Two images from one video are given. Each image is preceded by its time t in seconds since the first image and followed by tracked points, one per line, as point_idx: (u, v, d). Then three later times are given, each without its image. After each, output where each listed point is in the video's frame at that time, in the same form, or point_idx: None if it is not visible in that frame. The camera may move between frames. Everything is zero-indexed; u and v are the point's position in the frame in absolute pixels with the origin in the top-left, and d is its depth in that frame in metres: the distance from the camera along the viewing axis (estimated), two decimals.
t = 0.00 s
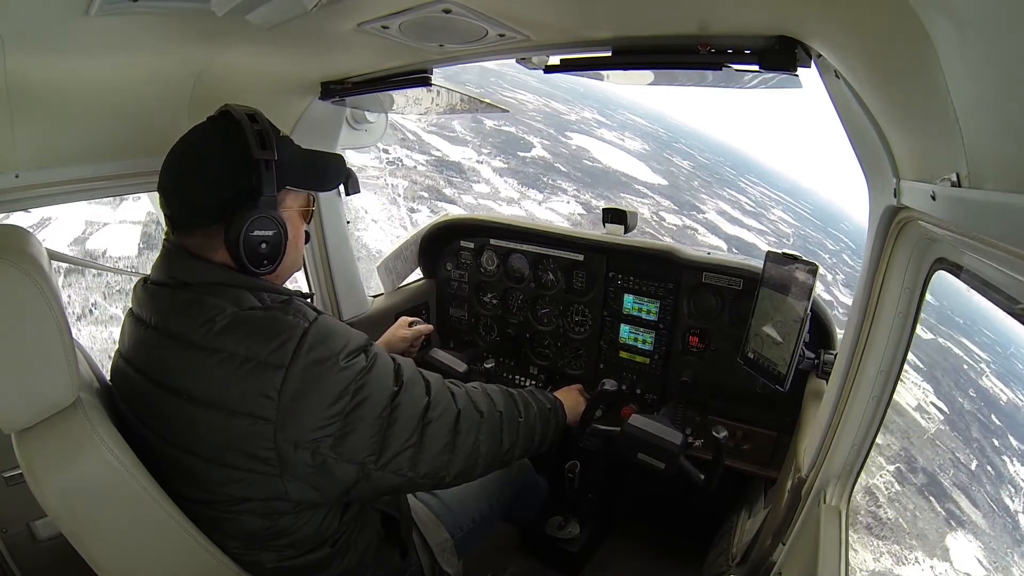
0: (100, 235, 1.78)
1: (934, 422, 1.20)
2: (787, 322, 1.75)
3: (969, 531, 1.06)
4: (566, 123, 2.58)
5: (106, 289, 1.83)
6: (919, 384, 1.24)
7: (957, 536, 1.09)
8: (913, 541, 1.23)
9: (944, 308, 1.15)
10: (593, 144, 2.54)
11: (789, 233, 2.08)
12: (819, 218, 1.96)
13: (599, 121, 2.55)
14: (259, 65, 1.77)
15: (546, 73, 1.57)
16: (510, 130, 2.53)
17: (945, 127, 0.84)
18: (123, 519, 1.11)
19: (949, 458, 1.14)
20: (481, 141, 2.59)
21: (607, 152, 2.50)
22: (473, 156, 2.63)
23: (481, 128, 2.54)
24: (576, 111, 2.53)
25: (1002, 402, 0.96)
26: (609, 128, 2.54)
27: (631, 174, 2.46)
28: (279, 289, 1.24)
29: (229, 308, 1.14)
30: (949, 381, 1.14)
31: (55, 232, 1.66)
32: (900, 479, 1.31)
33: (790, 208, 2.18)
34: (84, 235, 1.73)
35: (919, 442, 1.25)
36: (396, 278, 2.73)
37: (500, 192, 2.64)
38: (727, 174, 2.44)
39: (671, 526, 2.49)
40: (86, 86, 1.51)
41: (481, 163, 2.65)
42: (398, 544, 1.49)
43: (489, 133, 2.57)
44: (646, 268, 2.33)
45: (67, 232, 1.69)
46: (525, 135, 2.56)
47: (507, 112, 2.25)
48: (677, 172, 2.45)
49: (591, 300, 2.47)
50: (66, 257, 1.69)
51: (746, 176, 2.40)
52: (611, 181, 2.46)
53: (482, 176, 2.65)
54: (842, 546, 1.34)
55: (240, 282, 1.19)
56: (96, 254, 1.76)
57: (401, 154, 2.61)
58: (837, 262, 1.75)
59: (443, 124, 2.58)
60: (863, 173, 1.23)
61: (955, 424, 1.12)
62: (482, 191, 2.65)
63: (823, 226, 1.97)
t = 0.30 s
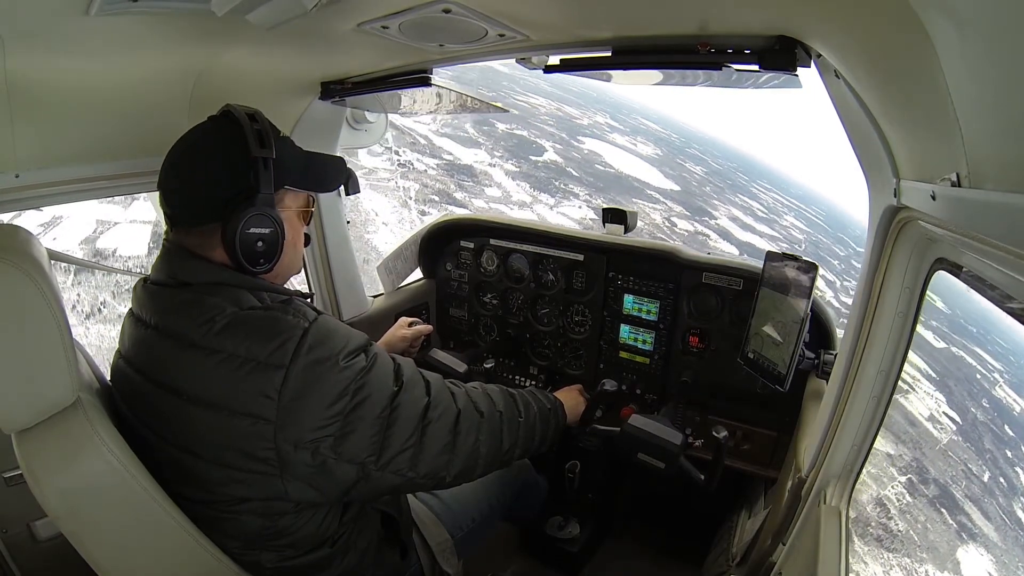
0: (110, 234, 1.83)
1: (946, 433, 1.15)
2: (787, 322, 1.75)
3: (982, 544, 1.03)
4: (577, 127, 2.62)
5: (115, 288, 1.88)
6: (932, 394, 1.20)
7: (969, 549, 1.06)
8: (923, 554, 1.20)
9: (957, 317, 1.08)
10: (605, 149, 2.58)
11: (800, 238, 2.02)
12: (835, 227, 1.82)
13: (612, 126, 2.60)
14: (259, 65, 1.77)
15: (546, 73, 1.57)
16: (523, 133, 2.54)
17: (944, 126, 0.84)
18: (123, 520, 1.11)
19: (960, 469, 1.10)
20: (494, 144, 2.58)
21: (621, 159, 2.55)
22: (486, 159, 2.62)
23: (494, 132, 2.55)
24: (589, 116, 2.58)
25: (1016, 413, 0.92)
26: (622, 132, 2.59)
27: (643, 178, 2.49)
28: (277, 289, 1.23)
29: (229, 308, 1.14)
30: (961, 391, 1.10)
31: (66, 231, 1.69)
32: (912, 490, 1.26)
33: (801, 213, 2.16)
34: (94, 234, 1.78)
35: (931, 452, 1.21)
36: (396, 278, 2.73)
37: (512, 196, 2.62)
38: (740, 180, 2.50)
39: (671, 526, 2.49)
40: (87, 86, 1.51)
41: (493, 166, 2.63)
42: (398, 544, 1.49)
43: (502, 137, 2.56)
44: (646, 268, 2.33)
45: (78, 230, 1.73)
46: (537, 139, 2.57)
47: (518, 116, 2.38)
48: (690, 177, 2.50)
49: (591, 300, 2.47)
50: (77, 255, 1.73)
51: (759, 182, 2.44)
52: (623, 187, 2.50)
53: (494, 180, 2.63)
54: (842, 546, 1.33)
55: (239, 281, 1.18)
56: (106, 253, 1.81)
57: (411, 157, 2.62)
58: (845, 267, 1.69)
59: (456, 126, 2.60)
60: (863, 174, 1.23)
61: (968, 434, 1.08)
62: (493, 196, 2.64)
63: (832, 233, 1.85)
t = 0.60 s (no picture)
0: (120, 233, 1.86)
1: (958, 444, 1.14)
2: (787, 322, 1.75)
3: (992, 557, 1.02)
4: (589, 132, 2.62)
5: (124, 286, 1.91)
6: (944, 404, 1.19)
7: (980, 563, 1.05)
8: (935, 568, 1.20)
9: (967, 327, 1.05)
10: (617, 153, 2.54)
11: (812, 245, 1.91)
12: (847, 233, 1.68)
13: (625, 131, 2.55)
14: (259, 65, 1.78)
15: (546, 73, 1.57)
16: (536, 137, 2.59)
17: (944, 126, 0.84)
18: (124, 520, 1.11)
19: (972, 481, 1.10)
20: (507, 148, 2.62)
21: (633, 164, 2.49)
22: (499, 162, 2.65)
23: (507, 135, 2.59)
24: (602, 120, 2.55)
25: None
26: (634, 137, 2.53)
27: (655, 184, 2.43)
28: (277, 289, 1.24)
29: (229, 308, 1.14)
30: (974, 402, 1.09)
31: (77, 228, 1.73)
32: (923, 502, 1.26)
33: (812, 219, 2.03)
34: (105, 232, 1.81)
35: (942, 464, 1.20)
36: (396, 278, 2.73)
37: (523, 199, 2.63)
38: (754, 187, 2.37)
39: (671, 526, 2.49)
40: (88, 86, 1.51)
41: (506, 169, 2.66)
42: (398, 544, 1.49)
43: (515, 141, 2.60)
44: (646, 268, 2.33)
45: (88, 228, 1.76)
46: (549, 143, 2.58)
47: (530, 119, 2.50)
48: (702, 183, 2.42)
49: (591, 300, 2.47)
50: (88, 252, 1.77)
51: (773, 190, 2.32)
52: (635, 192, 2.45)
53: (507, 183, 2.65)
54: (842, 545, 1.33)
55: (238, 281, 1.18)
56: (116, 250, 1.85)
57: (423, 161, 2.66)
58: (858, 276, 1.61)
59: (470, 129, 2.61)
60: (863, 174, 1.23)
61: (980, 446, 1.07)
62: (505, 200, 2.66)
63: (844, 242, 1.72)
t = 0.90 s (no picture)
0: (130, 231, 1.90)
1: (970, 456, 1.10)
2: (787, 322, 1.75)
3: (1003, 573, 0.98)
4: (602, 136, 2.54)
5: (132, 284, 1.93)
6: (955, 415, 1.15)
7: None
8: None
9: (981, 335, 1.00)
10: (629, 158, 2.47)
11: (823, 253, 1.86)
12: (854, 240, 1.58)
13: (637, 135, 2.51)
14: (258, 65, 1.78)
15: (546, 73, 1.57)
16: (547, 140, 2.53)
17: (945, 126, 0.84)
18: (124, 520, 1.11)
19: (983, 494, 1.06)
20: (518, 151, 2.55)
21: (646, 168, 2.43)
22: (510, 165, 2.59)
23: (519, 139, 2.53)
24: (615, 125, 2.52)
25: None
26: (647, 143, 2.49)
27: (668, 191, 2.39)
28: (277, 289, 1.24)
29: (229, 308, 1.14)
30: (985, 413, 1.04)
31: (87, 226, 1.76)
32: (933, 514, 1.20)
33: (822, 223, 1.93)
34: (115, 230, 1.84)
35: (953, 476, 1.15)
36: (396, 278, 2.73)
37: (535, 203, 2.59)
38: (765, 193, 2.31)
39: (671, 526, 2.49)
40: (89, 86, 1.51)
41: (517, 173, 2.60)
42: (398, 544, 1.49)
43: (526, 144, 2.54)
44: (646, 268, 2.33)
45: (99, 227, 1.79)
46: (560, 148, 2.52)
47: (542, 123, 2.50)
48: (714, 189, 2.39)
49: (591, 300, 2.47)
50: (98, 251, 1.79)
51: (785, 196, 2.22)
52: (647, 198, 2.41)
53: (518, 187, 2.60)
54: (842, 545, 1.33)
55: (238, 281, 1.18)
56: (126, 248, 1.88)
57: (433, 164, 2.64)
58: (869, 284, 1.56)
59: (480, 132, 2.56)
60: (863, 174, 1.23)
61: (992, 458, 1.03)
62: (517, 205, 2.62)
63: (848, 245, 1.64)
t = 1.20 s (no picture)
0: (139, 231, 1.91)
1: (980, 468, 1.05)
2: (787, 322, 1.75)
3: None
4: (613, 142, 2.63)
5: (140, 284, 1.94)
6: (966, 426, 1.10)
7: None
8: None
9: (993, 345, 0.96)
10: (641, 163, 2.54)
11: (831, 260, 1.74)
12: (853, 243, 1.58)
13: (649, 142, 2.59)
14: (258, 65, 1.77)
15: (546, 73, 1.57)
16: (558, 145, 2.62)
17: (945, 127, 0.84)
18: (124, 520, 1.11)
19: (994, 507, 1.01)
20: (529, 156, 2.61)
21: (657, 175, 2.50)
22: (522, 169, 2.63)
23: (530, 143, 2.60)
24: (626, 130, 2.60)
25: None
26: (658, 148, 2.60)
27: (679, 197, 2.44)
28: (280, 289, 1.24)
29: (229, 309, 1.14)
30: (996, 424, 1.00)
31: (97, 225, 1.77)
32: (942, 527, 1.16)
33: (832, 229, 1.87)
34: (124, 229, 1.86)
35: (963, 488, 1.10)
36: (396, 278, 2.74)
37: (544, 208, 2.58)
38: (776, 201, 2.34)
39: (671, 526, 2.49)
40: (89, 86, 1.51)
41: (528, 178, 2.63)
42: (398, 544, 1.49)
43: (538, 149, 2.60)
44: (645, 268, 2.33)
45: (108, 226, 1.80)
46: (572, 152, 2.60)
47: (554, 126, 2.60)
48: (725, 196, 2.46)
49: (591, 300, 2.47)
50: (107, 249, 1.80)
51: (795, 203, 2.29)
52: (658, 204, 2.44)
53: (529, 192, 2.61)
54: (842, 545, 1.33)
55: (240, 282, 1.19)
56: (134, 248, 1.89)
57: (443, 168, 2.65)
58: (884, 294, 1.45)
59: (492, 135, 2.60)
60: (863, 174, 1.23)
61: (1002, 470, 0.98)
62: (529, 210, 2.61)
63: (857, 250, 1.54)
